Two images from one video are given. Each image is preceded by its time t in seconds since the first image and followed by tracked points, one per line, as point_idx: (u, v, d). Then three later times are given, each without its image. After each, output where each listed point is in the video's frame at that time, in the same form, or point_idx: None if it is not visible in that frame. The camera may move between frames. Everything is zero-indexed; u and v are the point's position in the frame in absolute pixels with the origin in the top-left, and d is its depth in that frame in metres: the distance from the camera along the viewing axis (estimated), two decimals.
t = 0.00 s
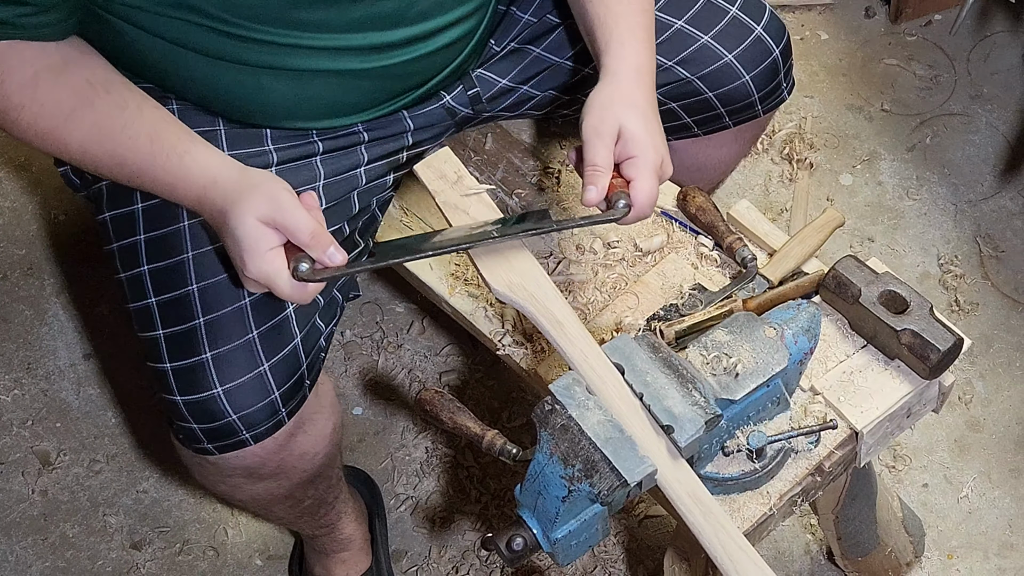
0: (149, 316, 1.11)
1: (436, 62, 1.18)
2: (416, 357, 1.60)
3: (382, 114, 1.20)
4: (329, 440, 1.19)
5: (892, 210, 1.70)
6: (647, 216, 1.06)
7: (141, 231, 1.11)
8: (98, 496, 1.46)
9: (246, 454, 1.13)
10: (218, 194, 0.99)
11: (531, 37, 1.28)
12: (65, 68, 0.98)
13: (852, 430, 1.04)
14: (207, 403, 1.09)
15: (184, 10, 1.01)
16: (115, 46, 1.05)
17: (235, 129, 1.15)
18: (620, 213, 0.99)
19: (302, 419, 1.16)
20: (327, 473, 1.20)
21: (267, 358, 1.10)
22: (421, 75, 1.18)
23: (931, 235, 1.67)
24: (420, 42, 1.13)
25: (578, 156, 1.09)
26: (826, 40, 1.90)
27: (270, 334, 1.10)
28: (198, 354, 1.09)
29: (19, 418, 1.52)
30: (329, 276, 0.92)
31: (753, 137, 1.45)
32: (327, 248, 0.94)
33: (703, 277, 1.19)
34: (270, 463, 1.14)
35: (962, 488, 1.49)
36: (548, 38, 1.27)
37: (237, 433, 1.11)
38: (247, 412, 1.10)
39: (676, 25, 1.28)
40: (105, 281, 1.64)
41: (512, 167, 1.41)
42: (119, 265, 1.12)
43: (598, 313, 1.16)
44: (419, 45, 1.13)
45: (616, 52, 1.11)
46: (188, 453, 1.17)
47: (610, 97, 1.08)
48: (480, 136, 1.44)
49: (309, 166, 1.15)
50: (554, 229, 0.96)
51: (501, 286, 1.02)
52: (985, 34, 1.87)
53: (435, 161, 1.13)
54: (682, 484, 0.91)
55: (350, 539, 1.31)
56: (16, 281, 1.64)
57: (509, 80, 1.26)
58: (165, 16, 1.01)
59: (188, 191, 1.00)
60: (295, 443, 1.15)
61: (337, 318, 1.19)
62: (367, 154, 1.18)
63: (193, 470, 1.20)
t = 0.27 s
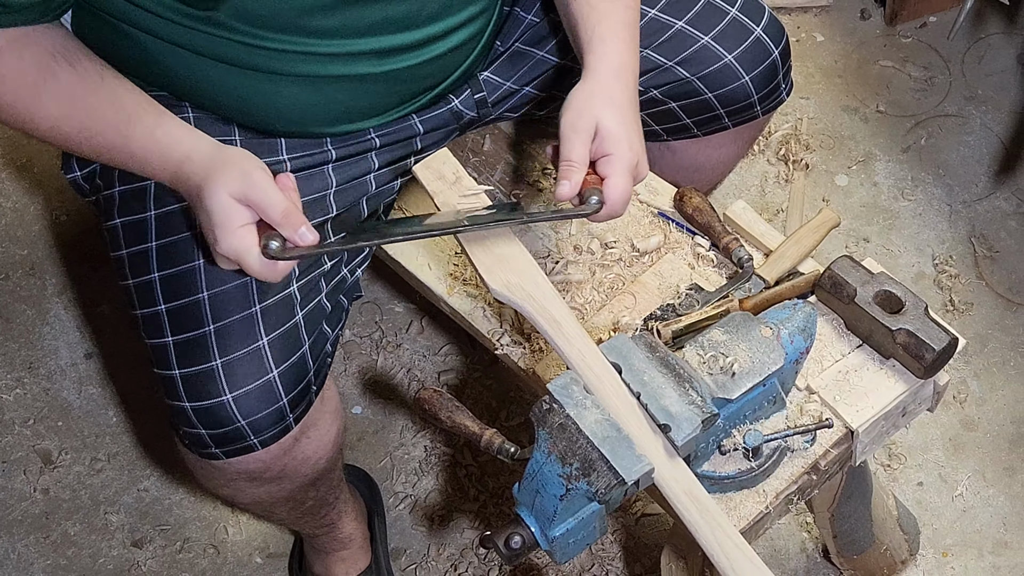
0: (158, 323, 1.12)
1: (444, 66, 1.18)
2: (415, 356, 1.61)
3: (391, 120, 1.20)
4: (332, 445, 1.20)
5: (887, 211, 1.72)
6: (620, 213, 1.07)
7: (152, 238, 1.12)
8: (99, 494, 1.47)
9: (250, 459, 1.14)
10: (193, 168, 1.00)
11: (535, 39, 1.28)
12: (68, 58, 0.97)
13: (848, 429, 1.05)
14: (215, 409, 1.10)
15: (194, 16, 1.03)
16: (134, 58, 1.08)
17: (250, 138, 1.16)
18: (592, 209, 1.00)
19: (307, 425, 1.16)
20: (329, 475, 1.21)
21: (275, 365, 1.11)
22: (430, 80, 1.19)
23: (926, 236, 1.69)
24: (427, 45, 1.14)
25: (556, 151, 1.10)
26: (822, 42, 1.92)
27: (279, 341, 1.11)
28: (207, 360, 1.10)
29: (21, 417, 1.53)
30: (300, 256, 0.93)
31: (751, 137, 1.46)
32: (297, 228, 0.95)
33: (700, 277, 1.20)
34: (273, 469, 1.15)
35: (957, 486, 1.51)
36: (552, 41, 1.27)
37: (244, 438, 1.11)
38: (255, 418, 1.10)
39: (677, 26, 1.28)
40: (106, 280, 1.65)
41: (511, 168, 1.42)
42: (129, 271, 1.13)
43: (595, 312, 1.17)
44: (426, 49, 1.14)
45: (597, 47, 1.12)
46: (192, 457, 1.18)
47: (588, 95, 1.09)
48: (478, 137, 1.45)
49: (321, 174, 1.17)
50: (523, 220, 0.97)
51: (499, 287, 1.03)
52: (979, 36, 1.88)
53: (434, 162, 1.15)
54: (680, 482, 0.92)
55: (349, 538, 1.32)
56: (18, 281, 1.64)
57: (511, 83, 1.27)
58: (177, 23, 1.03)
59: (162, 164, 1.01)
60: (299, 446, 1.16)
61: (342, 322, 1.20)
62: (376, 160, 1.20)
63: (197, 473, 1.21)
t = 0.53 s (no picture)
0: (154, 322, 1.13)
1: (444, 68, 1.20)
2: (414, 356, 1.62)
3: (389, 120, 1.21)
4: (327, 444, 1.20)
5: (882, 211, 1.73)
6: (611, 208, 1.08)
7: (147, 239, 1.13)
8: (100, 492, 1.48)
9: (247, 458, 1.15)
10: (193, 165, 1.01)
11: (532, 43, 1.29)
12: (75, 61, 0.98)
13: (843, 428, 1.07)
14: (211, 409, 1.11)
15: (200, 18, 1.04)
16: (138, 61, 1.09)
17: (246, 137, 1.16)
18: (585, 205, 1.00)
19: (303, 425, 1.17)
20: (326, 475, 1.22)
21: (270, 365, 1.12)
22: (430, 81, 1.20)
23: (921, 236, 1.70)
24: (427, 48, 1.15)
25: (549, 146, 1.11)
26: (817, 44, 1.93)
27: (273, 342, 1.12)
28: (202, 360, 1.11)
29: (23, 416, 1.54)
30: (296, 250, 0.94)
31: (747, 140, 1.47)
32: (294, 222, 0.95)
33: (696, 277, 1.21)
34: (269, 467, 1.16)
35: (951, 484, 1.52)
36: (549, 44, 1.28)
37: (240, 438, 1.12)
38: (250, 417, 1.11)
39: (672, 31, 1.29)
40: (108, 281, 1.66)
41: (508, 169, 1.43)
42: (125, 272, 1.14)
43: (592, 312, 1.19)
44: (426, 52, 1.15)
45: (592, 44, 1.13)
46: (191, 456, 1.19)
47: (581, 90, 1.10)
48: (477, 138, 1.46)
49: (317, 175, 1.17)
50: (517, 217, 0.99)
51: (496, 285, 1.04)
52: (974, 38, 1.90)
53: (433, 163, 1.15)
54: (676, 480, 0.93)
55: (349, 536, 1.33)
56: (20, 281, 1.66)
57: (508, 87, 1.28)
58: (184, 26, 1.05)
59: (162, 162, 1.02)
60: (296, 445, 1.17)
61: (339, 323, 1.21)
62: (373, 161, 1.21)
63: (194, 471, 1.22)
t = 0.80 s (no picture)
0: (160, 319, 1.13)
1: (442, 72, 1.21)
2: (413, 355, 1.63)
3: (389, 122, 1.22)
4: (331, 442, 1.21)
5: (878, 212, 1.74)
6: (634, 217, 1.09)
7: (152, 235, 1.14)
8: (102, 491, 1.49)
9: (252, 454, 1.16)
10: (221, 179, 1.03)
11: (531, 45, 1.30)
12: (109, 77, 1.01)
13: (839, 427, 1.08)
14: (216, 404, 1.12)
15: (206, 22, 1.04)
16: (138, 65, 1.08)
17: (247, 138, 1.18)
18: (610, 213, 1.01)
19: (307, 419, 1.19)
20: (328, 471, 1.23)
21: (275, 360, 1.13)
22: (428, 85, 1.21)
23: (916, 236, 1.71)
24: (426, 54, 1.16)
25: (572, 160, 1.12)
26: (813, 45, 1.94)
27: (278, 337, 1.13)
28: (207, 356, 1.11)
29: (25, 415, 1.55)
30: (323, 261, 0.95)
31: (744, 141, 1.48)
32: (321, 235, 0.97)
33: (693, 277, 1.22)
34: (275, 463, 1.18)
35: (946, 483, 1.53)
36: (547, 47, 1.30)
37: (245, 433, 1.13)
38: (255, 412, 1.12)
39: (672, 32, 1.31)
40: (109, 281, 1.67)
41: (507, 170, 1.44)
42: (130, 268, 1.15)
43: (590, 312, 1.20)
44: (425, 57, 1.17)
45: (612, 57, 1.14)
46: (196, 452, 1.20)
47: (607, 104, 1.11)
48: (475, 139, 1.47)
49: (317, 173, 1.19)
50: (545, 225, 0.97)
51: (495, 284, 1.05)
52: (968, 40, 1.91)
53: (432, 164, 1.17)
54: (673, 478, 0.94)
55: (349, 533, 1.34)
56: (22, 281, 1.66)
57: (507, 87, 1.29)
58: (189, 30, 1.05)
59: (192, 175, 1.03)
60: (300, 442, 1.18)
61: (342, 319, 1.23)
62: (372, 160, 1.22)
63: (201, 468, 1.23)
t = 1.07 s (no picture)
0: (160, 324, 1.14)
1: (443, 75, 1.22)
2: (412, 355, 1.64)
3: (391, 127, 1.23)
4: (327, 446, 1.22)
5: (873, 213, 1.75)
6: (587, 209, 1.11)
7: (153, 241, 1.15)
8: (103, 489, 1.50)
9: (250, 457, 1.17)
10: (175, 152, 1.03)
11: (529, 49, 1.31)
12: (59, 50, 1.00)
13: (834, 426, 1.09)
14: (215, 409, 1.13)
15: (207, 24, 1.06)
16: (142, 66, 1.10)
17: (251, 143, 1.19)
18: (563, 205, 1.05)
19: (305, 423, 1.20)
20: (325, 472, 1.24)
21: (275, 366, 1.14)
22: (430, 88, 1.22)
23: (911, 237, 1.72)
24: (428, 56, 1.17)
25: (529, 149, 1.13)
26: (809, 47, 1.95)
27: (278, 343, 1.14)
28: (207, 361, 1.13)
29: (27, 414, 1.56)
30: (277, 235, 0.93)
31: (741, 144, 1.49)
32: (275, 210, 0.96)
33: (690, 277, 1.23)
34: (272, 466, 1.19)
35: (941, 481, 1.54)
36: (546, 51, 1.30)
37: (244, 437, 1.14)
38: (254, 417, 1.13)
39: (669, 36, 1.31)
40: (110, 281, 1.68)
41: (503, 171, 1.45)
42: (132, 273, 1.16)
43: (588, 311, 1.20)
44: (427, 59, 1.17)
45: (575, 53, 1.15)
46: (192, 454, 1.21)
47: (565, 96, 1.12)
48: (474, 140, 1.48)
49: (321, 179, 1.20)
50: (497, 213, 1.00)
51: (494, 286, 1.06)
52: (962, 42, 1.92)
53: (431, 164, 1.18)
54: (669, 477, 0.95)
55: (347, 532, 1.35)
56: (24, 281, 1.67)
57: (507, 91, 1.31)
58: (189, 31, 1.06)
59: (146, 148, 1.04)
60: (297, 445, 1.19)
61: (341, 323, 1.24)
62: (374, 166, 1.23)
63: (198, 470, 1.24)
